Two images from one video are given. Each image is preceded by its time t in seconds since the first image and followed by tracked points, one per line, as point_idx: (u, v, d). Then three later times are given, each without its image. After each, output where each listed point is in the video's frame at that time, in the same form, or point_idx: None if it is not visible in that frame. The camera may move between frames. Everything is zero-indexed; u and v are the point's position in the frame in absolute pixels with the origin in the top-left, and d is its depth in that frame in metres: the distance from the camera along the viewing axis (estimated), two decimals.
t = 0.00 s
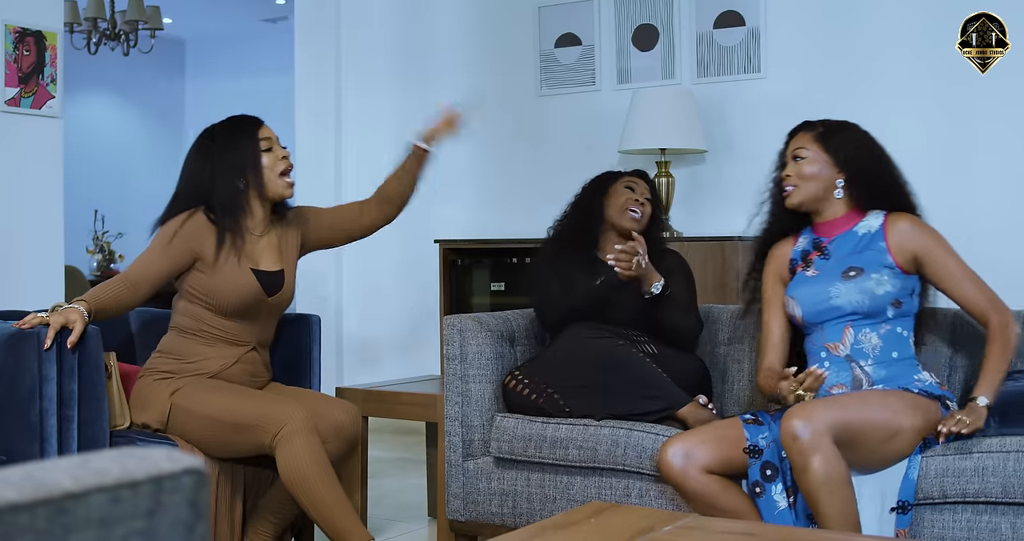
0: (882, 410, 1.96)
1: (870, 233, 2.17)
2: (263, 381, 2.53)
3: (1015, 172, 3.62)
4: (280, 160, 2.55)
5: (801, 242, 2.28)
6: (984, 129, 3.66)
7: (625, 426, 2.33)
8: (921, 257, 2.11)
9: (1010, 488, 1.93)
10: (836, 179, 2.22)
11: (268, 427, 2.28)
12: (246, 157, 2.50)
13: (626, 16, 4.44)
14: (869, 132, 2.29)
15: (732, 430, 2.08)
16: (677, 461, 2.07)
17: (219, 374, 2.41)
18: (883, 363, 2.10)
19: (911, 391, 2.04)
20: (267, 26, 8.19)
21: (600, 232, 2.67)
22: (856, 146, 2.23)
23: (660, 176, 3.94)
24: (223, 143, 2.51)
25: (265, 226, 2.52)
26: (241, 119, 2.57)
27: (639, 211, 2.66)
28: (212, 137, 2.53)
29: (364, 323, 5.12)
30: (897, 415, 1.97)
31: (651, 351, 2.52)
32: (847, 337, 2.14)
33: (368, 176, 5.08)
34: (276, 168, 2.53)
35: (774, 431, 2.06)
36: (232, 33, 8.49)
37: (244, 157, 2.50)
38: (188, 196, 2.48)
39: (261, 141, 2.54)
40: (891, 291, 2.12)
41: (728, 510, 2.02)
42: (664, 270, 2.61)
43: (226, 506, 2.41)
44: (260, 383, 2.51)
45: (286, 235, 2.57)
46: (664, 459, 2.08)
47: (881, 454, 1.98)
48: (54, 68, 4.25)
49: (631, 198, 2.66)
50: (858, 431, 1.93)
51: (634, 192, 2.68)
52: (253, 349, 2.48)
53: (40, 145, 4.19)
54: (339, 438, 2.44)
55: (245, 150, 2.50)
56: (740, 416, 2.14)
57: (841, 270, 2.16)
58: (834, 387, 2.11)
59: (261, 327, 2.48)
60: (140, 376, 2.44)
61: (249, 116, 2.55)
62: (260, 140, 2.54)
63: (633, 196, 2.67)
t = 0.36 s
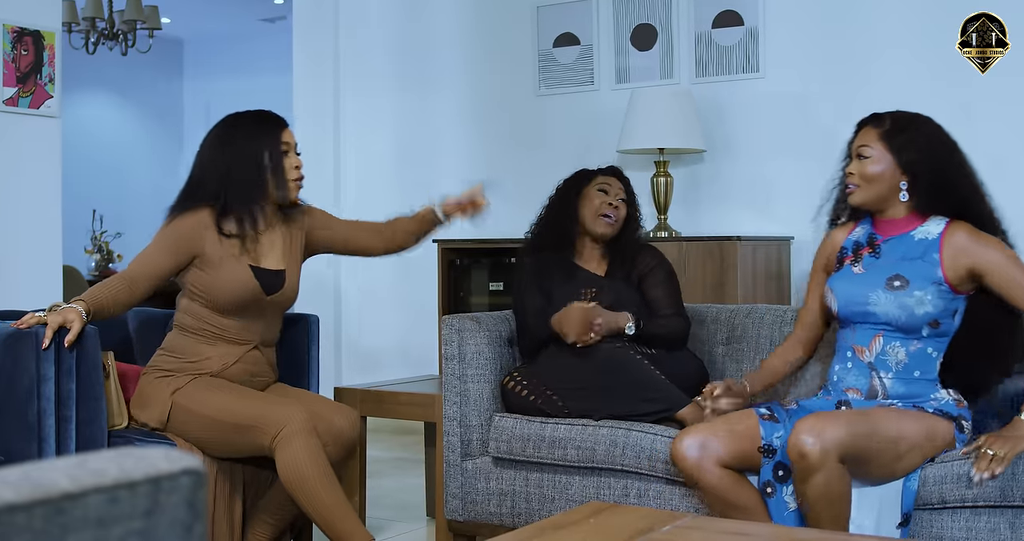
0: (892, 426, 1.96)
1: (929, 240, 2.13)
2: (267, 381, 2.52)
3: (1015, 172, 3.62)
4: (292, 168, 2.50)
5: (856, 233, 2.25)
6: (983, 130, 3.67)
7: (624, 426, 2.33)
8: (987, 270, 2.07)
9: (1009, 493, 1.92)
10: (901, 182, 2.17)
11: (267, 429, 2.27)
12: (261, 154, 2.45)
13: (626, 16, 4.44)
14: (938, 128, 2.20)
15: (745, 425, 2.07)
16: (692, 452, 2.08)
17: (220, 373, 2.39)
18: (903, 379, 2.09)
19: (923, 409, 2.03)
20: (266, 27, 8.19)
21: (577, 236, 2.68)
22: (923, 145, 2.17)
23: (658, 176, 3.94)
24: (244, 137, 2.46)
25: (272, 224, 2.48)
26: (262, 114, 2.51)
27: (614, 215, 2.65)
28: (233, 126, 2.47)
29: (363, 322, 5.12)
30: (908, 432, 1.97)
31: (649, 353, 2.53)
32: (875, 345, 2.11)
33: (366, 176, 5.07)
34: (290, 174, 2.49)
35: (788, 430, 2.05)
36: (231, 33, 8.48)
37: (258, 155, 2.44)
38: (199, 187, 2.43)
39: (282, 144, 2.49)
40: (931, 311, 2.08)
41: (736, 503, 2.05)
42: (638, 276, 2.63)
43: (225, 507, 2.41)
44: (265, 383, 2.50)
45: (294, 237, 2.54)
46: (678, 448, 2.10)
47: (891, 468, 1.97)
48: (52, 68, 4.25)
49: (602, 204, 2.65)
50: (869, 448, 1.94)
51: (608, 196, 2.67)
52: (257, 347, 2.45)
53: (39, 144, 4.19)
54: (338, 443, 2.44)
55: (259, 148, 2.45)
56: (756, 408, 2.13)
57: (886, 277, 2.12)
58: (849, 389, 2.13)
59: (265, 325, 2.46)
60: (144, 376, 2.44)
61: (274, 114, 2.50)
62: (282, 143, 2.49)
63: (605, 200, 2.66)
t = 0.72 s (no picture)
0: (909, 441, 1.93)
1: (964, 241, 2.09)
2: (252, 376, 2.53)
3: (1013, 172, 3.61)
4: (243, 169, 2.51)
5: (897, 227, 2.24)
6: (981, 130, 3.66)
7: (623, 426, 2.32)
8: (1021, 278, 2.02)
9: (1013, 502, 1.92)
10: (941, 181, 2.13)
11: (267, 429, 2.28)
12: (214, 154, 2.46)
13: (625, 16, 4.44)
14: (986, 126, 2.17)
15: (766, 418, 2.06)
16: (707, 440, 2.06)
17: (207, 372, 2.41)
18: (922, 388, 2.08)
19: (938, 423, 2.03)
20: (266, 27, 8.18)
21: (582, 238, 2.67)
22: (965, 142, 2.14)
23: (659, 176, 3.94)
24: (195, 140, 2.46)
25: (224, 219, 2.52)
26: (216, 114, 2.52)
27: (623, 217, 2.64)
28: (185, 127, 2.47)
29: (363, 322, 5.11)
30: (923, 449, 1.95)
31: (650, 351, 2.52)
32: (899, 349, 2.10)
33: (366, 176, 5.07)
34: (238, 176, 2.50)
35: (805, 426, 2.05)
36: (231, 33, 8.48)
37: (212, 155, 2.45)
38: (154, 185, 2.42)
39: (233, 146, 2.49)
40: (958, 322, 2.05)
41: (748, 497, 2.03)
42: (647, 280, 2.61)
43: (226, 508, 2.40)
44: (250, 378, 2.51)
45: (247, 230, 2.59)
46: (694, 439, 2.07)
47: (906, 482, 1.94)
48: (51, 68, 4.24)
49: (610, 206, 2.65)
50: (888, 467, 1.91)
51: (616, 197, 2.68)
52: (238, 339, 2.48)
53: (38, 144, 4.18)
54: (332, 438, 2.43)
55: (212, 148, 2.46)
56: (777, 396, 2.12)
57: (914, 281, 2.10)
58: (868, 388, 2.13)
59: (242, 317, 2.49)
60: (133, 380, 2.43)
61: (229, 114, 2.50)
62: (232, 146, 2.49)
63: (614, 203, 2.66)
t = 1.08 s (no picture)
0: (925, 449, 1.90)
1: (967, 238, 2.09)
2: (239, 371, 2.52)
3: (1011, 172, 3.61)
4: (213, 175, 2.50)
5: (900, 225, 2.25)
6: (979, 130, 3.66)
7: (623, 427, 2.32)
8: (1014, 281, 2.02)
9: (1010, 500, 1.93)
10: (935, 179, 2.15)
11: (255, 406, 2.29)
12: (181, 161, 2.46)
13: (624, 16, 4.44)
14: (985, 127, 2.18)
15: (774, 413, 2.05)
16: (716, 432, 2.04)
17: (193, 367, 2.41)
18: (924, 385, 2.07)
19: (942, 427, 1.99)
20: (265, 27, 8.18)
21: (586, 242, 2.61)
22: (964, 141, 2.15)
23: (658, 176, 3.94)
24: (163, 147, 2.46)
25: (194, 224, 2.53)
26: (184, 122, 2.52)
27: (627, 223, 2.61)
28: (156, 135, 2.49)
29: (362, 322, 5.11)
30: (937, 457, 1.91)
31: (652, 350, 2.50)
32: (901, 345, 2.09)
33: (365, 176, 5.06)
34: (207, 182, 2.49)
35: (814, 426, 2.04)
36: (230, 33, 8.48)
37: (179, 163, 2.46)
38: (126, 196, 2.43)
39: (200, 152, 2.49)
40: (958, 315, 2.04)
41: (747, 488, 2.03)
42: (653, 283, 2.57)
43: (224, 503, 2.39)
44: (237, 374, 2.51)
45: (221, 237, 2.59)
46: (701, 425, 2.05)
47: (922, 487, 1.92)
48: (50, 67, 4.23)
49: (616, 210, 2.61)
50: (905, 477, 1.88)
51: (620, 202, 2.63)
52: (217, 334, 2.48)
53: (37, 144, 4.17)
54: (324, 429, 2.43)
55: (180, 157, 2.46)
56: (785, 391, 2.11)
57: (915, 276, 2.10)
58: (869, 385, 2.12)
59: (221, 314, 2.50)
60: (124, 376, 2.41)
61: (197, 120, 2.50)
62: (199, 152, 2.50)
63: (619, 207, 2.61)
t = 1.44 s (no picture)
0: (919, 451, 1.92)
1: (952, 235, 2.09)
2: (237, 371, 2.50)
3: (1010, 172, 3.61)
4: (216, 171, 2.51)
5: (898, 225, 2.24)
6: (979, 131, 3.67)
7: (622, 427, 2.32)
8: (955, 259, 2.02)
9: (1008, 499, 1.91)
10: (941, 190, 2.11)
11: (229, 412, 2.27)
12: (182, 160, 2.46)
13: (623, 16, 4.43)
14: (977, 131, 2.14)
15: (763, 408, 2.07)
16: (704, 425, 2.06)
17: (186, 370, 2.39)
18: (912, 377, 2.06)
19: (934, 425, 1.99)
20: (263, 26, 8.17)
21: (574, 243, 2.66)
22: (964, 149, 2.10)
23: (656, 175, 3.94)
24: (161, 146, 2.46)
25: (195, 225, 2.53)
26: (182, 121, 2.51)
27: (610, 224, 2.66)
28: (151, 138, 2.48)
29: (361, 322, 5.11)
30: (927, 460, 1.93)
31: (650, 342, 2.49)
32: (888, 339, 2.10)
33: (364, 176, 5.06)
34: (209, 178, 2.49)
35: (804, 418, 2.04)
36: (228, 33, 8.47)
37: (179, 162, 2.46)
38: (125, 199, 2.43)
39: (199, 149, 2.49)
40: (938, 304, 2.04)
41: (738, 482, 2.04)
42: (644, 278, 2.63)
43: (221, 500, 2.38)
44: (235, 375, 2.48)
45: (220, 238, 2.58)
46: (690, 419, 2.08)
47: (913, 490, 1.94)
48: (48, 67, 4.23)
49: (597, 211, 2.65)
50: (905, 478, 1.90)
51: (604, 201, 2.67)
52: (213, 337, 2.46)
53: (35, 143, 4.17)
54: (318, 430, 2.41)
55: (181, 155, 2.47)
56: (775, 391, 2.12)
57: (897, 267, 2.13)
58: (860, 381, 2.13)
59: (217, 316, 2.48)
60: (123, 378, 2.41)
61: (193, 118, 2.50)
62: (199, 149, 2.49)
63: (602, 208, 2.66)
